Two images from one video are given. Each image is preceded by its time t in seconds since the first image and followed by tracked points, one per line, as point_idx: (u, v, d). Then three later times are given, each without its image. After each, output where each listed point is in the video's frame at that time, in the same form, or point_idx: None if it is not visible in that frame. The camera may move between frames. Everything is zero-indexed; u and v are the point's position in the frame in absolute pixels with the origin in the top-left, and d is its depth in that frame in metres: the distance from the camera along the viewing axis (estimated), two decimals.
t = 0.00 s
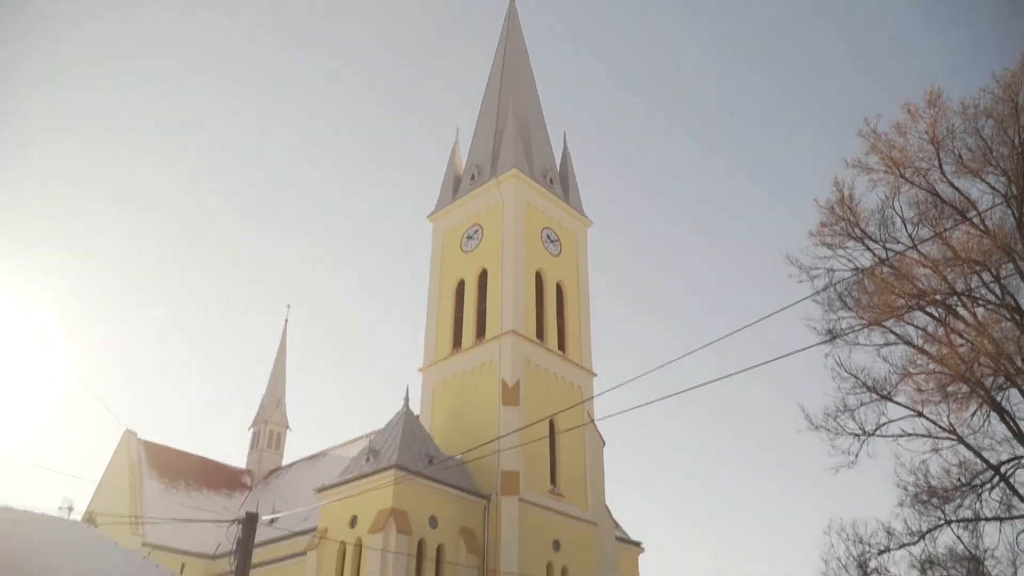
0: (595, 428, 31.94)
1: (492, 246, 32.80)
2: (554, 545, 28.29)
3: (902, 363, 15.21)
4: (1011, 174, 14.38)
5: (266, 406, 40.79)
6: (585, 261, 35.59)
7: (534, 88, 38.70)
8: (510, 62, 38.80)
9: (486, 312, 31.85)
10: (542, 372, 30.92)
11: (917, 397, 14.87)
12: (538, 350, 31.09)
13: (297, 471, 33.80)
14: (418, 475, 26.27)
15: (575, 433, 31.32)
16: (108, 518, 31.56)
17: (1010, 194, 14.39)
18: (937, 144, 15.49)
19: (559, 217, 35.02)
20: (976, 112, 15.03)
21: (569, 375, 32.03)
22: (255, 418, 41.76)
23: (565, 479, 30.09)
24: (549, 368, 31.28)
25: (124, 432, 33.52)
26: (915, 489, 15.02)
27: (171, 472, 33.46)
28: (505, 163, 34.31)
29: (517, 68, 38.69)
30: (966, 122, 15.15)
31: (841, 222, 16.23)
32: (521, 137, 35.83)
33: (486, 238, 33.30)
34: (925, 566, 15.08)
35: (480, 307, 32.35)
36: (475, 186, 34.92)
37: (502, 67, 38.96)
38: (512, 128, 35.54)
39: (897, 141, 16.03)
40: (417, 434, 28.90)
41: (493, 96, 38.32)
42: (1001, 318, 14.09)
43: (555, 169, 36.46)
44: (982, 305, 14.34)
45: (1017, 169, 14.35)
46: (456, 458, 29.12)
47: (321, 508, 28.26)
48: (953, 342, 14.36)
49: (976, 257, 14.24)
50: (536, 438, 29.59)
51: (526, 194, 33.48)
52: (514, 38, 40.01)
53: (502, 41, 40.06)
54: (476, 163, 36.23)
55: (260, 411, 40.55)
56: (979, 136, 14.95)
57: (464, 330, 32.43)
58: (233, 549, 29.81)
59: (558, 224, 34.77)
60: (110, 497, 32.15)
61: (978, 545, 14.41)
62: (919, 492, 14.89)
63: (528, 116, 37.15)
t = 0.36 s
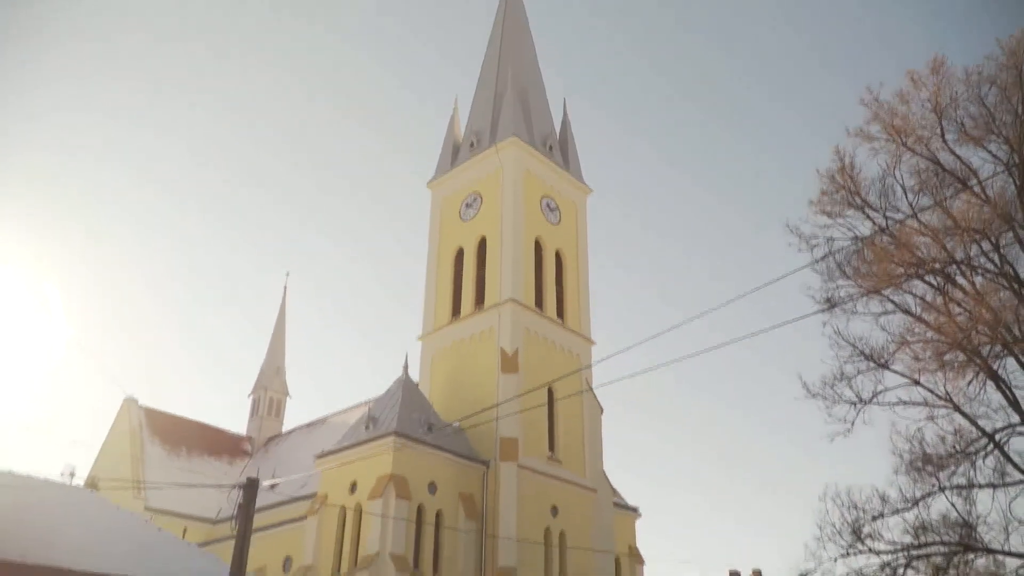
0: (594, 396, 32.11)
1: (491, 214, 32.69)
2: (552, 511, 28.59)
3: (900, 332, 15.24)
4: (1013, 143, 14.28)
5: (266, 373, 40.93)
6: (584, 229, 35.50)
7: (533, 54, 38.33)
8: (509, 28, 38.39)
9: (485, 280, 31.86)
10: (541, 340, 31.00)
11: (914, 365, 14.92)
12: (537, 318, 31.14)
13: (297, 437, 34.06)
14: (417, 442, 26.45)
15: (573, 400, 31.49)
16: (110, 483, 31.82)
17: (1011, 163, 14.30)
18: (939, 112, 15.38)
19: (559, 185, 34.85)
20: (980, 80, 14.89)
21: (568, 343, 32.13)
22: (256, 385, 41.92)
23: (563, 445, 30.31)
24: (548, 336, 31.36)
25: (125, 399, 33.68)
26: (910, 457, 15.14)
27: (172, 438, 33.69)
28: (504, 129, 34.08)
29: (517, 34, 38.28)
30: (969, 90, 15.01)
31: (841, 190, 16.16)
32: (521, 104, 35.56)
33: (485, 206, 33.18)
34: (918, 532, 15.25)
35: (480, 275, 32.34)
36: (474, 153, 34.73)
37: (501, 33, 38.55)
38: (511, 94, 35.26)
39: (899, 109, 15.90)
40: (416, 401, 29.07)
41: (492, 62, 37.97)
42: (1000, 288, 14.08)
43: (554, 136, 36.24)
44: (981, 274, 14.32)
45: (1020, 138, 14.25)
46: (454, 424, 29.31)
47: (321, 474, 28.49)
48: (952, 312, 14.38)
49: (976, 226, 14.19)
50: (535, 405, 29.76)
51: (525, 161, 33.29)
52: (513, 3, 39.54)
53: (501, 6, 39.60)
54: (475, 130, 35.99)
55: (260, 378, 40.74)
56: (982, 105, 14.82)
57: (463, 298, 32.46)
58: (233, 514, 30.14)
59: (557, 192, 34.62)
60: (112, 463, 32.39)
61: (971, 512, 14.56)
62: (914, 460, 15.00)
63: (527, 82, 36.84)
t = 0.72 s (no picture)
0: (592, 355, 32.24)
1: (489, 174, 32.49)
2: (550, 468, 28.90)
3: (897, 292, 15.24)
4: (1016, 101, 14.12)
5: (266, 332, 41.05)
6: (583, 188, 35.30)
7: (532, 10, 37.73)
8: None
9: (484, 239, 31.80)
10: (538, 299, 31.01)
11: (911, 325, 14.95)
12: (535, 278, 31.12)
13: (297, 395, 34.28)
14: (416, 401, 26.59)
15: (570, 359, 31.62)
16: (112, 440, 32.10)
17: (1014, 122, 14.15)
18: (942, 70, 15.18)
19: (557, 144, 34.55)
20: (984, 37, 14.67)
21: (566, 303, 32.14)
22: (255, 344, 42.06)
23: (561, 404, 30.53)
24: (546, 296, 31.35)
25: (125, 357, 33.77)
26: (905, 416, 15.25)
27: (172, 396, 33.88)
28: (502, 87, 33.71)
29: None
30: (973, 47, 14.80)
31: (842, 149, 16.02)
32: (520, 62, 35.12)
33: (483, 166, 32.97)
34: (912, 489, 15.46)
35: (478, 235, 32.28)
36: (472, 111, 34.39)
37: None
38: (510, 52, 34.80)
39: (902, 67, 15.70)
40: (415, 360, 29.19)
41: (491, 18, 37.41)
42: (999, 248, 14.04)
43: (554, 94, 35.86)
44: (980, 234, 14.28)
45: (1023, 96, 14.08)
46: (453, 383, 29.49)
47: (321, 432, 28.70)
48: (950, 272, 14.36)
49: (976, 185, 14.10)
50: (533, 364, 29.88)
51: (523, 120, 32.97)
52: None
53: None
54: (473, 87, 35.60)
55: (259, 337, 40.86)
56: (986, 62, 14.62)
57: (461, 258, 32.40)
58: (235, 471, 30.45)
59: (556, 152, 34.35)
60: (114, 420, 32.61)
61: (965, 469, 14.74)
62: (909, 419, 15.12)
63: (526, 39, 36.35)
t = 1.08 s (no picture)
0: (590, 316, 32.32)
1: (487, 134, 32.24)
2: (548, 428, 29.13)
3: (896, 253, 15.20)
4: (1020, 59, 13.96)
5: (264, 293, 41.07)
6: (582, 149, 35.05)
7: None
8: None
9: (482, 200, 31.67)
10: (537, 260, 30.96)
11: (909, 286, 14.95)
12: (533, 239, 31.04)
13: (296, 355, 34.42)
14: (414, 360, 26.69)
15: (569, 319, 31.68)
16: (113, 400, 32.27)
17: (1017, 81, 14.01)
18: (946, 28, 14.98)
19: (556, 104, 34.24)
20: None
21: (565, 264, 32.10)
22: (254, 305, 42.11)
23: (559, 364, 30.67)
24: (544, 257, 31.29)
25: (124, 318, 33.77)
26: (901, 376, 15.32)
27: (172, 356, 33.98)
28: (501, 46, 33.28)
29: None
30: (978, 4, 14.59)
31: (843, 109, 15.86)
32: (518, 19, 34.63)
33: (481, 126, 32.69)
34: (906, 449, 15.58)
35: (476, 195, 32.14)
36: (470, 70, 34.00)
37: None
38: (508, 9, 34.29)
39: (906, 24, 15.47)
40: (413, 321, 29.24)
41: None
42: (999, 208, 13.99)
43: (553, 53, 35.42)
44: (980, 194, 14.22)
45: None
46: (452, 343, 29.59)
47: (321, 392, 28.84)
48: (949, 232, 14.32)
49: (977, 144, 14.00)
50: (531, 325, 29.96)
51: (522, 80, 32.61)
52: None
53: None
54: (471, 46, 35.14)
55: (258, 298, 40.88)
56: (991, 20, 14.42)
57: (460, 219, 32.29)
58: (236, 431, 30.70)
59: (555, 112, 34.05)
60: (115, 381, 32.75)
61: (960, 428, 14.89)
62: (905, 378, 15.20)
63: None
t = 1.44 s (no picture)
0: (589, 278, 32.32)
1: (485, 96, 31.97)
2: (546, 390, 29.30)
3: (896, 215, 15.15)
4: None
5: (263, 256, 41.01)
6: (580, 110, 34.77)
7: None
8: None
9: (480, 162, 31.51)
10: (535, 222, 30.89)
11: (908, 248, 14.96)
12: (531, 201, 30.93)
13: (296, 317, 34.48)
14: (413, 322, 26.73)
15: (567, 281, 31.70)
16: (113, 362, 32.39)
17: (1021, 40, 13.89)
18: None
19: (555, 65, 33.88)
20: None
21: (563, 227, 32.02)
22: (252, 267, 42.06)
23: (558, 326, 30.76)
24: (542, 219, 31.20)
25: (123, 281, 33.74)
26: (898, 337, 15.40)
27: (171, 319, 34.02)
28: (499, 5, 32.81)
29: None
30: None
31: (844, 70, 15.69)
32: None
33: (479, 87, 32.40)
34: (902, 409, 15.67)
35: (475, 157, 31.97)
36: (468, 30, 33.59)
37: None
38: None
39: None
40: (412, 283, 29.25)
41: None
42: (1000, 168, 13.96)
43: (552, 13, 34.93)
44: (981, 155, 14.18)
45: None
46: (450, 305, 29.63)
47: (321, 354, 28.91)
48: (949, 194, 14.28)
49: (979, 106, 13.94)
50: (530, 286, 29.98)
51: (520, 41, 32.22)
52: None
53: None
54: (469, 5, 34.65)
55: (256, 260, 40.83)
56: None
57: (458, 181, 32.15)
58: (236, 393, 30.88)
59: (553, 73, 33.72)
60: (115, 343, 32.82)
61: (955, 388, 15.00)
62: (902, 339, 15.29)
63: None
